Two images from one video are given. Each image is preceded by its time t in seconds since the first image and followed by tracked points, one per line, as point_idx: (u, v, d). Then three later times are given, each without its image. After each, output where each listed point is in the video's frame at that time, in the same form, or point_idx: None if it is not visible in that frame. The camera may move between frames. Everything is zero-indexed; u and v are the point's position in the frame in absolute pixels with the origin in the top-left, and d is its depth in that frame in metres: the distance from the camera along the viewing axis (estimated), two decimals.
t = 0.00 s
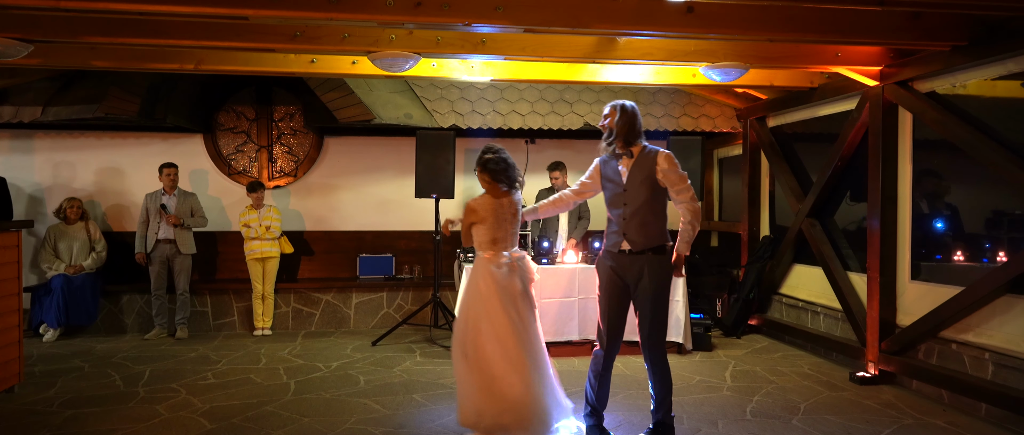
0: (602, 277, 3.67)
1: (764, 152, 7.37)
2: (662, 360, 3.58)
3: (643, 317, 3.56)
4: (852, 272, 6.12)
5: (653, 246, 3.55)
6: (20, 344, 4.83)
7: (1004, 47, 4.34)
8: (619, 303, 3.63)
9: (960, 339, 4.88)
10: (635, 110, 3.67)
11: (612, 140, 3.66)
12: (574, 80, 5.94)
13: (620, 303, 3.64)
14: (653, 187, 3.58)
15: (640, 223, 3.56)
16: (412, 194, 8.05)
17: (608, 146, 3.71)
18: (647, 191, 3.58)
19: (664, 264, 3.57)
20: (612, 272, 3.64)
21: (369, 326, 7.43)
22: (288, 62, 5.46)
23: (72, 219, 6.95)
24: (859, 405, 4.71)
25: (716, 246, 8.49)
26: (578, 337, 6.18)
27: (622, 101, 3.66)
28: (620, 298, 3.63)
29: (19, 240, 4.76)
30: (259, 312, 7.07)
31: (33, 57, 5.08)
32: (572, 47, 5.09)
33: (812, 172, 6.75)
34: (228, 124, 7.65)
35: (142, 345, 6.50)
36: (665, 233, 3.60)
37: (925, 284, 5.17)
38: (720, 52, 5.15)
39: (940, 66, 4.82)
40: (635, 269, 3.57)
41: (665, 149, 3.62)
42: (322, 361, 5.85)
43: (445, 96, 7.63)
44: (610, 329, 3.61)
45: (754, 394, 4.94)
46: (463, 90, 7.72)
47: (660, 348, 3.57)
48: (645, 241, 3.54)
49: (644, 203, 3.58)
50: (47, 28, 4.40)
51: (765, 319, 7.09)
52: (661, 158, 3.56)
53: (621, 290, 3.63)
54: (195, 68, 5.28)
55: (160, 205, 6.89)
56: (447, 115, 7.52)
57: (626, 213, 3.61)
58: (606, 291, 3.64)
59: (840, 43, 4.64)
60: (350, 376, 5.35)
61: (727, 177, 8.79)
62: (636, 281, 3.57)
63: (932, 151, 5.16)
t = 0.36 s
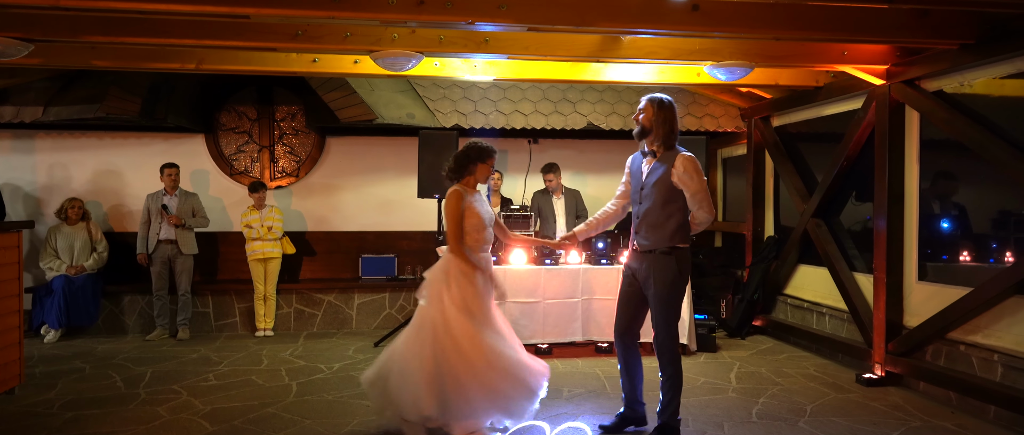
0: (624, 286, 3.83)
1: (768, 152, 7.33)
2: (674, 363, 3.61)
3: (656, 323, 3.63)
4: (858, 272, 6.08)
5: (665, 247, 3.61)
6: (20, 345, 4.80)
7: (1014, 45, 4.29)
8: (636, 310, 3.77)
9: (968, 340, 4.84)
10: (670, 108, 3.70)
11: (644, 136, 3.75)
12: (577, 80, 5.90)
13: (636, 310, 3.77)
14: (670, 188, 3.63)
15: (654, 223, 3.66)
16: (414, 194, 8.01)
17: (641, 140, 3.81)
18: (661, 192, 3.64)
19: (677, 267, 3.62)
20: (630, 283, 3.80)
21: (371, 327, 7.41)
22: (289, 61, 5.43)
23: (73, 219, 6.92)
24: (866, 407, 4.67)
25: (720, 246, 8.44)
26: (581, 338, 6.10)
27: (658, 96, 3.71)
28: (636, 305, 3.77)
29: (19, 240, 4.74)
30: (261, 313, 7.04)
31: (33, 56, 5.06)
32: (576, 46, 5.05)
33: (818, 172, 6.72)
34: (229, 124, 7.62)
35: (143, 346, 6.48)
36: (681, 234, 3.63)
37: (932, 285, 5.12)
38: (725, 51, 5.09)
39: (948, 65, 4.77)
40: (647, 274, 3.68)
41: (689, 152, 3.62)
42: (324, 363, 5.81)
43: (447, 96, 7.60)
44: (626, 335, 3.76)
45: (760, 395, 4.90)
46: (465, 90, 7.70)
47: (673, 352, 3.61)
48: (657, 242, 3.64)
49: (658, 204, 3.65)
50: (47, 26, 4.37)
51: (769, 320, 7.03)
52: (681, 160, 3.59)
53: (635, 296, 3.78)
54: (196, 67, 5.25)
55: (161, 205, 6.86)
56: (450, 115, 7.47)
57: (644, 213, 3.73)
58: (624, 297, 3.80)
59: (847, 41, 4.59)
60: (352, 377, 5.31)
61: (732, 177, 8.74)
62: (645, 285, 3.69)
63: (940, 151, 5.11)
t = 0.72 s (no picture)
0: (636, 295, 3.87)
1: (771, 152, 7.31)
2: (679, 366, 3.62)
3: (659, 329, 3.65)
4: (861, 273, 6.07)
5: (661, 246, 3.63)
6: (24, 346, 4.81)
7: (1018, 44, 4.27)
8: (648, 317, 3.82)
9: (972, 341, 4.83)
10: (676, 109, 3.71)
11: (649, 136, 3.76)
12: (579, 80, 5.89)
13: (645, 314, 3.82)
14: (669, 188, 3.63)
15: (652, 222, 3.68)
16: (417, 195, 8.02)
17: (647, 140, 3.82)
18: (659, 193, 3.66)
19: (678, 270, 3.63)
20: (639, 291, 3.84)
21: (374, 327, 7.41)
22: (292, 62, 5.44)
23: (76, 220, 6.94)
24: (870, 408, 4.65)
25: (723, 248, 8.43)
26: (584, 339, 6.09)
27: (665, 97, 3.72)
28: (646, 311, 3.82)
29: (23, 240, 4.75)
30: (264, 314, 7.04)
31: (36, 58, 5.08)
32: (578, 46, 5.05)
33: (821, 173, 6.74)
34: (232, 125, 7.62)
35: (146, 347, 6.48)
36: (679, 234, 3.61)
37: (936, 286, 5.10)
38: (728, 51, 5.09)
39: (952, 65, 4.75)
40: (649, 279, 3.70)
41: (692, 154, 3.59)
42: (327, 363, 5.81)
43: (449, 97, 7.60)
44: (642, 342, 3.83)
45: (763, 396, 4.89)
46: (468, 91, 7.71)
47: (677, 356, 3.62)
48: (654, 241, 3.66)
49: (656, 204, 3.67)
50: (49, 28, 4.39)
51: (772, 321, 7.00)
52: (681, 160, 3.56)
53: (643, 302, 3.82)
54: (199, 68, 5.27)
55: (164, 206, 6.87)
56: (452, 116, 7.44)
57: (644, 212, 3.76)
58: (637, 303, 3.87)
59: (850, 41, 4.58)
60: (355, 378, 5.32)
61: (734, 177, 8.73)
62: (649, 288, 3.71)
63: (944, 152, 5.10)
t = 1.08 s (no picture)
0: (633, 293, 3.88)
1: (771, 153, 7.33)
2: (678, 365, 3.65)
3: (659, 329, 3.67)
4: (861, 273, 6.08)
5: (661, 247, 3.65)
6: (27, 346, 4.84)
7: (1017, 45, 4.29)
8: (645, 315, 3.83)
9: (972, 341, 4.84)
10: (672, 110, 3.74)
11: (648, 138, 3.78)
12: (581, 81, 5.92)
13: (642, 313, 3.84)
14: (670, 191, 3.65)
15: (653, 224, 3.70)
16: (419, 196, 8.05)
17: (647, 142, 3.84)
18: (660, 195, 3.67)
19: (677, 270, 3.65)
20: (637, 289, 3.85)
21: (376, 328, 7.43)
22: (294, 64, 5.47)
23: (79, 221, 6.97)
24: (870, 408, 4.67)
25: (724, 248, 8.45)
26: (585, 339, 6.12)
27: (660, 99, 3.73)
28: (644, 310, 3.83)
29: (27, 241, 4.78)
30: (266, 314, 7.07)
31: (40, 59, 5.11)
32: (579, 48, 5.08)
33: (820, 173, 6.74)
34: (235, 125, 7.65)
35: (149, 347, 6.52)
36: (679, 236, 3.65)
37: (936, 286, 5.11)
38: (728, 53, 5.11)
39: (951, 66, 4.77)
40: (648, 279, 3.71)
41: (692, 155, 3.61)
42: (329, 364, 5.83)
43: (451, 98, 7.63)
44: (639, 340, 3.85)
45: (763, 396, 4.90)
46: (469, 92, 7.73)
47: (676, 355, 3.65)
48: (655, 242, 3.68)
49: (658, 206, 3.68)
50: (53, 29, 4.42)
51: (773, 321, 7.01)
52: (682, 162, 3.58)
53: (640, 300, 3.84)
54: (202, 69, 5.31)
55: (166, 207, 6.90)
56: (454, 117, 7.50)
57: (644, 213, 3.77)
58: (633, 303, 3.89)
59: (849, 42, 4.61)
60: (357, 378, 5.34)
61: (735, 178, 8.75)
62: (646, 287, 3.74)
63: (944, 152, 5.11)
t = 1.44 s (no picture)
0: (629, 293, 3.89)
1: (773, 154, 7.33)
2: (678, 365, 3.66)
3: (659, 328, 3.68)
4: (863, 274, 6.08)
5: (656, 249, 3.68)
6: (32, 346, 4.87)
7: (1018, 47, 4.30)
8: (642, 315, 3.84)
9: (973, 342, 4.85)
10: (670, 110, 3.74)
11: (647, 140, 3.76)
12: (582, 82, 5.94)
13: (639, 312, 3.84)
14: (669, 193, 3.67)
15: (649, 225, 3.72)
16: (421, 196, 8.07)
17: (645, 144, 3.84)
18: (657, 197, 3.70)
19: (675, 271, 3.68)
20: (633, 289, 3.86)
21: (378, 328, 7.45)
22: (297, 65, 5.50)
23: (84, 221, 7.00)
24: (871, 408, 4.67)
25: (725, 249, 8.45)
26: (587, 339, 6.11)
27: (658, 100, 3.73)
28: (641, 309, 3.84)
29: (32, 241, 4.81)
30: (269, 314, 7.09)
31: (45, 61, 5.14)
32: (580, 49, 5.09)
33: (822, 174, 6.75)
34: (238, 126, 7.69)
35: (153, 347, 6.55)
36: (677, 239, 3.68)
37: (937, 287, 5.12)
38: (730, 54, 5.13)
39: (952, 67, 4.77)
40: (645, 280, 3.73)
41: (691, 157, 3.63)
42: (331, 364, 5.86)
43: (453, 99, 7.65)
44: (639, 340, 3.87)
45: (764, 396, 4.92)
46: (471, 93, 7.76)
47: (676, 354, 3.66)
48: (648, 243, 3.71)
49: (656, 208, 3.71)
50: (58, 32, 4.45)
51: (775, 321, 7.03)
52: (682, 164, 3.61)
53: (637, 300, 3.85)
54: (206, 71, 5.35)
55: (170, 207, 6.94)
56: (456, 118, 7.54)
57: (642, 214, 3.79)
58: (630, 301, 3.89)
59: (850, 43, 4.62)
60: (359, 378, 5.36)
61: (736, 179, 8.76)
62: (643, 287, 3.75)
63: (946, 153, 5.11)
